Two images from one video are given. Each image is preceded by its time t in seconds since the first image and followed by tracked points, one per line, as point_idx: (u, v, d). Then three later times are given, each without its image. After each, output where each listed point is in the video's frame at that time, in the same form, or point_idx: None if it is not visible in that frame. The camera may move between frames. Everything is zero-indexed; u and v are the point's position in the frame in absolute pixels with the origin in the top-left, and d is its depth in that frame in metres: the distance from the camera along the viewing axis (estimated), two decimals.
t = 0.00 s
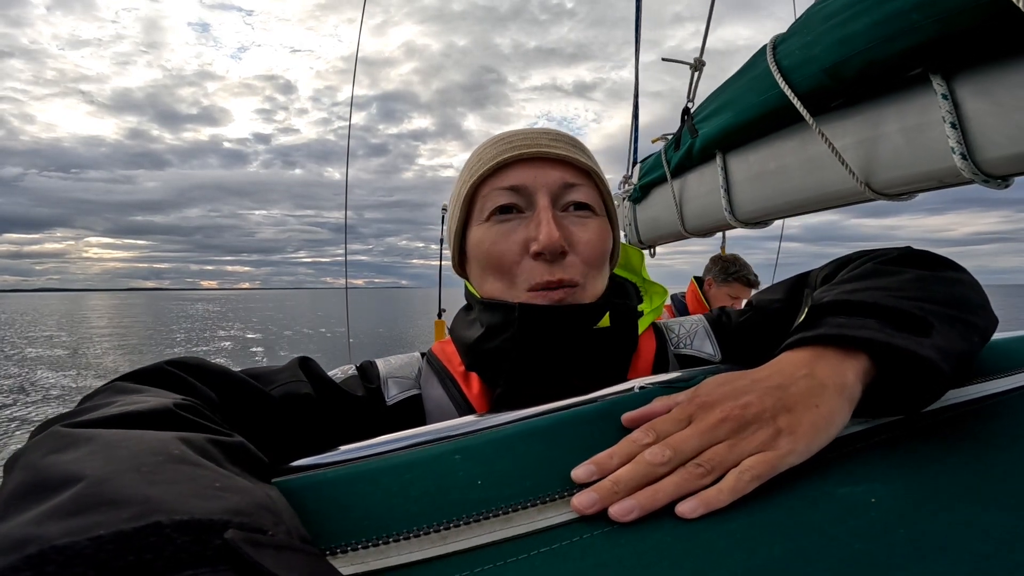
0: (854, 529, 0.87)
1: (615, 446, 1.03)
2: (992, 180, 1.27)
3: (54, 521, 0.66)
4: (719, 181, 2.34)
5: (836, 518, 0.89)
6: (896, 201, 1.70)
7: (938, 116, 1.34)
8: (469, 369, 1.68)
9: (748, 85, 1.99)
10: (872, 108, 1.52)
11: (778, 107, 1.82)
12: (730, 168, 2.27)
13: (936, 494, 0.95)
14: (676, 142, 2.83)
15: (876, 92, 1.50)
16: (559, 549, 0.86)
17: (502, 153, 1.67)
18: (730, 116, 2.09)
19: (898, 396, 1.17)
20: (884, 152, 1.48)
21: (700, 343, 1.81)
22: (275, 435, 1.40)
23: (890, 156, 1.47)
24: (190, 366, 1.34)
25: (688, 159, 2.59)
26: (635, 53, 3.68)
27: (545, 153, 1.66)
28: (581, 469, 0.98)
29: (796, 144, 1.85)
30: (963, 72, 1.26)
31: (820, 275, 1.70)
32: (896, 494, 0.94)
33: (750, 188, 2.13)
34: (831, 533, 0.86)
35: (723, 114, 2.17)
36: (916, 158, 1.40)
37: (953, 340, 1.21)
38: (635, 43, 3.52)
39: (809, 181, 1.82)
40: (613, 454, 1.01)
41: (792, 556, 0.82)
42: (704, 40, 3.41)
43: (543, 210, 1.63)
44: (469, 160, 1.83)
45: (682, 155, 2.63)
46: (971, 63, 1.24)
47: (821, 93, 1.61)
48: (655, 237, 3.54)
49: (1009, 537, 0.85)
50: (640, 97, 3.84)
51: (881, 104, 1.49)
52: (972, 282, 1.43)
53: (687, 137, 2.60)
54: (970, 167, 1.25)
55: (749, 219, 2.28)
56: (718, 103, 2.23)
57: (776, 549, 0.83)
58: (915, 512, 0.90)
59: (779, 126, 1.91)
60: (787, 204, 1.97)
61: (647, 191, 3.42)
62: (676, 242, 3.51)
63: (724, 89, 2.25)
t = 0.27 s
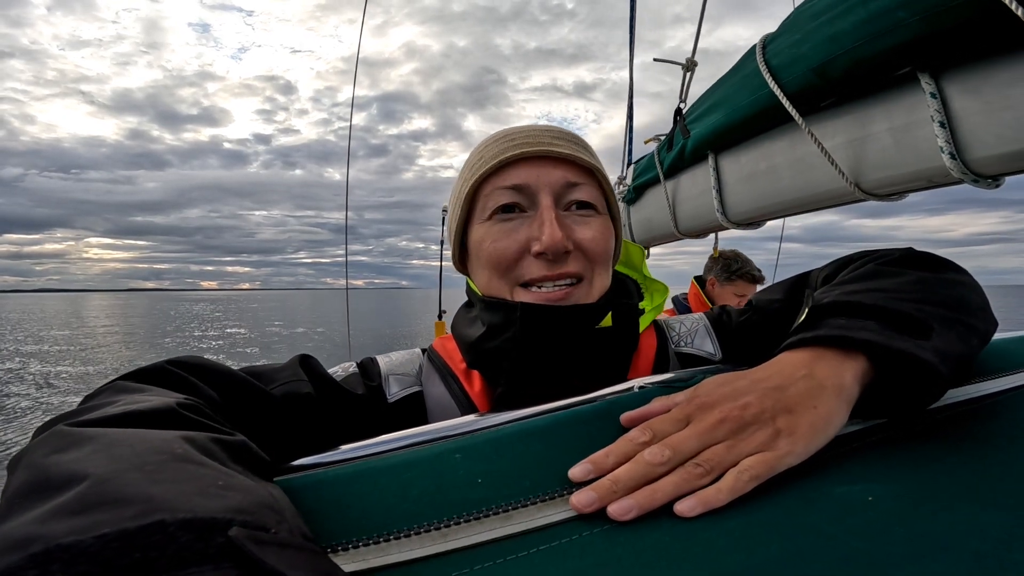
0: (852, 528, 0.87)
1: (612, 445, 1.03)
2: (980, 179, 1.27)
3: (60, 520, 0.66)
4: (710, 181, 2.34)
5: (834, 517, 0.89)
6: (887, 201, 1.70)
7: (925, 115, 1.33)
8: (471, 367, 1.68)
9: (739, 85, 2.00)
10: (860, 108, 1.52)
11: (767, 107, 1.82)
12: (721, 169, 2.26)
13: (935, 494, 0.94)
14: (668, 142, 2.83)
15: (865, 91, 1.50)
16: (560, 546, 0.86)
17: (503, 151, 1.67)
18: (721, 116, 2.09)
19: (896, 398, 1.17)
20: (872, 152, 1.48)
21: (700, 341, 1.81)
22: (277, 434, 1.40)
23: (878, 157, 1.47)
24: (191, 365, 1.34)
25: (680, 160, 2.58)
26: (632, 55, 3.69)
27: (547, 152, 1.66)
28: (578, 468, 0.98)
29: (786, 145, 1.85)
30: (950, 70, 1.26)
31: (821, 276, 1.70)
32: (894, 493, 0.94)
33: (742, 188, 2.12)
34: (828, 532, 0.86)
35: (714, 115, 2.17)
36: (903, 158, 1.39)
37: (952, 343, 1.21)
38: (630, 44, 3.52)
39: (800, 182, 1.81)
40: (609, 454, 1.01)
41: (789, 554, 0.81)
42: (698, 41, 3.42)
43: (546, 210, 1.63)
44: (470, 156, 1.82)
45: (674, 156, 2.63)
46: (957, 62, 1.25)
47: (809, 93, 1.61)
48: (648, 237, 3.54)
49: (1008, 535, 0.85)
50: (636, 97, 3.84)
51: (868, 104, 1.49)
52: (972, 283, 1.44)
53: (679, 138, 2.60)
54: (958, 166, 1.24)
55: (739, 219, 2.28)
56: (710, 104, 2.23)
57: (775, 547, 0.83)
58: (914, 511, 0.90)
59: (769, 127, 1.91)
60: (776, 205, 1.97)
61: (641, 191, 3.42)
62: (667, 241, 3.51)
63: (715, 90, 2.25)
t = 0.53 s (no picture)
0: (842, 524, 0.87)
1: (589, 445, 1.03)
2: (976, 181, 1.26)
3: (74, 516, 0.66)
4: (708, 184, 2.35)
5: (825, 513, 0.89)
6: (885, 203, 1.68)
7: (921, 117, 1.34)
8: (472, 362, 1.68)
9: (737, 87, 2.00)
10: (857, 109, 1.52)
11: (765, 108, 1.82)
12: (719, 170, 2.27)
13: (924, 492, 0.94)
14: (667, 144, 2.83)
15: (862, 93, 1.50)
16: (558, 541, 0.86)
17: (513, 148, 1.67)
18: (719, 118, 2.09)
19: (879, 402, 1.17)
20: (868, 154, 1.49)
21: (700, 339, 1.81)
22: (280, 432, 1.40)
23: (875, 159, 1.47)
24: (195, 364, 1.34)
25: (679, 163, 2.59)
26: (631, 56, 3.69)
27: (557, 151, 1.66)
28: (555, 466, 0.99)
29: (783, 147, 1.85)
30: (945, 72, 1.26)
31: (818, 276, 1.70)
32: (885, 491, 0.94)
33: (740, 190, 2.13)
34: (818, 528, 0.86)
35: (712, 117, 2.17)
36: (900, 160, 1.40)
37: (936, 348, 1.21)
38: (629, 45, 3.53)
39: (796, 184, 1.82)
40: (587, 454, 1.01)
41: (778, 549, 0.81)
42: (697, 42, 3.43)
43: (555, 209, 1.63)
44: (476, 151, 1.82)
45: (673, 158, 2.63)
46: (953, 63, 1.25)
47: (806, 95, 1.62)
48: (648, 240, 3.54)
49: (997, 531, 0.84)
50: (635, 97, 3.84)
51: (866, 106, 1.50)
52: (971, 288, 1.44)
53: (678, 139, 2.61)
54: (953, 168, 1.24)
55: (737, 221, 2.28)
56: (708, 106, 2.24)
57: (766, 542, 0.83)
58: (904, 508, 0.90)
59: (766, 129, 1.92)
60: (775, 207, 1.98)
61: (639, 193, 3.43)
62: (664, 243, 3.51)
63: (713, 92, 2.26)
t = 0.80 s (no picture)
0: (844, 524, 0.87)
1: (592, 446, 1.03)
2: (983, 183, 1.27)
3: (77, 517, 0.66)
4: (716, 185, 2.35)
5: (827, 513, 0.89)
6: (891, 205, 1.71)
7: (930, 120, 1.34)
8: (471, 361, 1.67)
9: (744, 89, 2.00)
10: (863, 112, 1.52)
11: (772, 111, 1.82)
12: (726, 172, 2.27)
13: (926, 492, 0.94)
14: (673, 145, 2.84)
15: (868, 96, 1.50)
16: (560, 541, 0.86)
17: (507, 146, 1.67)
18: (725, 120, 2.09)
19: (881, 404, 1.17)
20: (875, 157, 1.49)
21: (700, 338, 1.82)
22: (281, 431, 1.40)
23: (883, 161, 1.48)
24: (195, 364, 1.34)
25: (685, 164, 2.59)
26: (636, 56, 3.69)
27: (552, 149, 1.66)
28: (561, 470, 0.98)
29: (790, 149, 1.86)
30: (953, 75, 1.26)
31: (821, 278, 1.70)
32: (887, 491, 0.94)
33: (747, 191, 2.13)
34: (821, 528, 0.86)
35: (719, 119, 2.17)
36: (909, 162, 1.40)
37: (938, 352, 1.22)
38: (634, 46, 3.53)
39: (804, 185, 1.83)
40: (592, 455, 1.01)
41: (781, 549, 0.82)
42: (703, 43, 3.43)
43: (548, 209, 1.63)
44: (473, 150, 1.82)
45: (679, 159, 2.64)
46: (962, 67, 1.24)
47: (813, 98, 1.61)
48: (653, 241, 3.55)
49: (999, 531, 0.85)
50: (638, 97, 3.84)
51: (874, 108, 1.49)
52: (974, 291, 1.44)
53: (684, 141, 2.61)
54: (961, 171, 1.25)
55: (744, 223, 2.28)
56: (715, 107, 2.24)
57: (768, 542, 0.83)
58: (906, 508, 0.90)
59: (772, 132, 1.92)
60: (782, 209, 1.98)
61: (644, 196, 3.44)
62: (671, 244, 3.52)
63: (720, 94, 2.25)
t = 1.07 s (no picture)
0: (842, 524, 0.86)
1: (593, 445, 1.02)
2: (996, 186, 1.27)
3: (71, 517, 0.66)
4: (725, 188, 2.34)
5: (826, 514, 0.89)
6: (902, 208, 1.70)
7: (942, 123, 1.33)
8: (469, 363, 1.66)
9: (755, 92, 1.99)
10: (876, 115, 1.52)
11: (784, 113, 1.81)
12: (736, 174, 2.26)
13: (925, 492, 0.94)
14: (682, 146, 2.83)
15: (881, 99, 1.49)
16: (560, 542, 0.86)
17: (504, 147, 1.66)
18: (736, 122, 2.08)
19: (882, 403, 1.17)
20: (887, 159, 1.49)
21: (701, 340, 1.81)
22: (279, 431, 1.39)
23: (894, 164, 1.47)
24: (192, 364, 1.33)
25: (694, 165, 2.59)
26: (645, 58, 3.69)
27: (548, 151, 1.65)
28: (562, 471, 0.97)
29: (801, 151, 1.85)
30: (966, 79, 1.26)
31: (821, 279, 1.70)
32: (887, 492, 0.94)
33: (757, 194, 2.12)
34: (821, 528, 0.85)
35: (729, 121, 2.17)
36: (921, 165, 1.40)
37: (939, 351, 1.21)
38: (642, 47, 3.52)
39: (814, 187, 1.82)
40: (592, 455, 1.00)
41: (780, 549, 0.81)
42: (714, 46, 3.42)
43: (544, 213, 1.61)
44: (471, 151, 1.82)
45: (689, 161, 2.63)
46: (976, 71, 1.24)
47: (825, 102, 1.61)
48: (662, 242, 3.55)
49: (998, 531, 0.84)
50: (645, 99, 3.84)
51: (884, 111, 1.49)
52: (973, 292, 1.43)
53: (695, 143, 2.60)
54: (973, 174, 1.25)
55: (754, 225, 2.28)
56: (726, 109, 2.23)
57: (766, 542, 0.83)
58: (906, 509, 0.90)
59: (784, 134, 1.91)
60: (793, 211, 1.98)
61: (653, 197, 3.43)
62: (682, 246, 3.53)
63: (731, 96, 2.25)
